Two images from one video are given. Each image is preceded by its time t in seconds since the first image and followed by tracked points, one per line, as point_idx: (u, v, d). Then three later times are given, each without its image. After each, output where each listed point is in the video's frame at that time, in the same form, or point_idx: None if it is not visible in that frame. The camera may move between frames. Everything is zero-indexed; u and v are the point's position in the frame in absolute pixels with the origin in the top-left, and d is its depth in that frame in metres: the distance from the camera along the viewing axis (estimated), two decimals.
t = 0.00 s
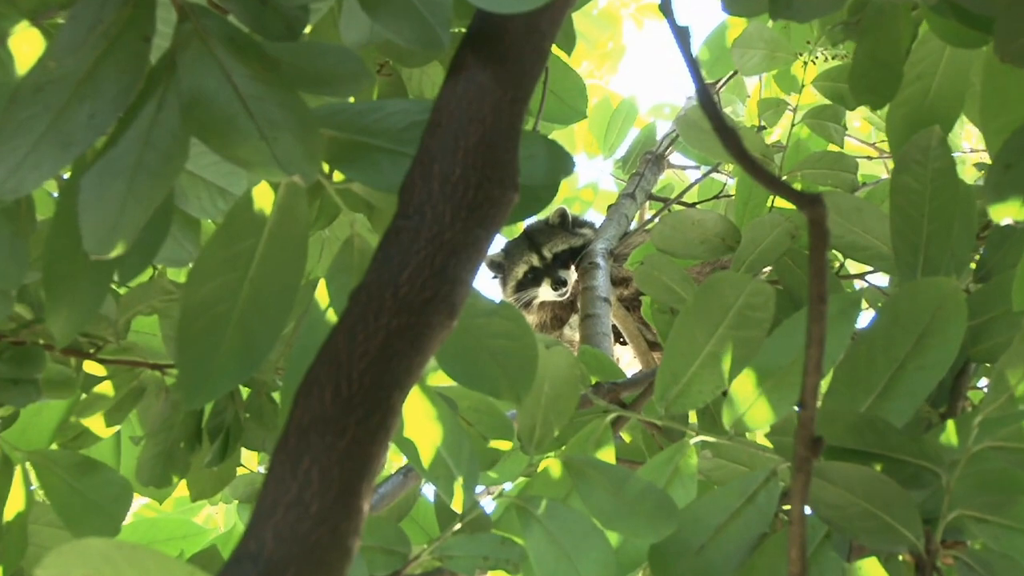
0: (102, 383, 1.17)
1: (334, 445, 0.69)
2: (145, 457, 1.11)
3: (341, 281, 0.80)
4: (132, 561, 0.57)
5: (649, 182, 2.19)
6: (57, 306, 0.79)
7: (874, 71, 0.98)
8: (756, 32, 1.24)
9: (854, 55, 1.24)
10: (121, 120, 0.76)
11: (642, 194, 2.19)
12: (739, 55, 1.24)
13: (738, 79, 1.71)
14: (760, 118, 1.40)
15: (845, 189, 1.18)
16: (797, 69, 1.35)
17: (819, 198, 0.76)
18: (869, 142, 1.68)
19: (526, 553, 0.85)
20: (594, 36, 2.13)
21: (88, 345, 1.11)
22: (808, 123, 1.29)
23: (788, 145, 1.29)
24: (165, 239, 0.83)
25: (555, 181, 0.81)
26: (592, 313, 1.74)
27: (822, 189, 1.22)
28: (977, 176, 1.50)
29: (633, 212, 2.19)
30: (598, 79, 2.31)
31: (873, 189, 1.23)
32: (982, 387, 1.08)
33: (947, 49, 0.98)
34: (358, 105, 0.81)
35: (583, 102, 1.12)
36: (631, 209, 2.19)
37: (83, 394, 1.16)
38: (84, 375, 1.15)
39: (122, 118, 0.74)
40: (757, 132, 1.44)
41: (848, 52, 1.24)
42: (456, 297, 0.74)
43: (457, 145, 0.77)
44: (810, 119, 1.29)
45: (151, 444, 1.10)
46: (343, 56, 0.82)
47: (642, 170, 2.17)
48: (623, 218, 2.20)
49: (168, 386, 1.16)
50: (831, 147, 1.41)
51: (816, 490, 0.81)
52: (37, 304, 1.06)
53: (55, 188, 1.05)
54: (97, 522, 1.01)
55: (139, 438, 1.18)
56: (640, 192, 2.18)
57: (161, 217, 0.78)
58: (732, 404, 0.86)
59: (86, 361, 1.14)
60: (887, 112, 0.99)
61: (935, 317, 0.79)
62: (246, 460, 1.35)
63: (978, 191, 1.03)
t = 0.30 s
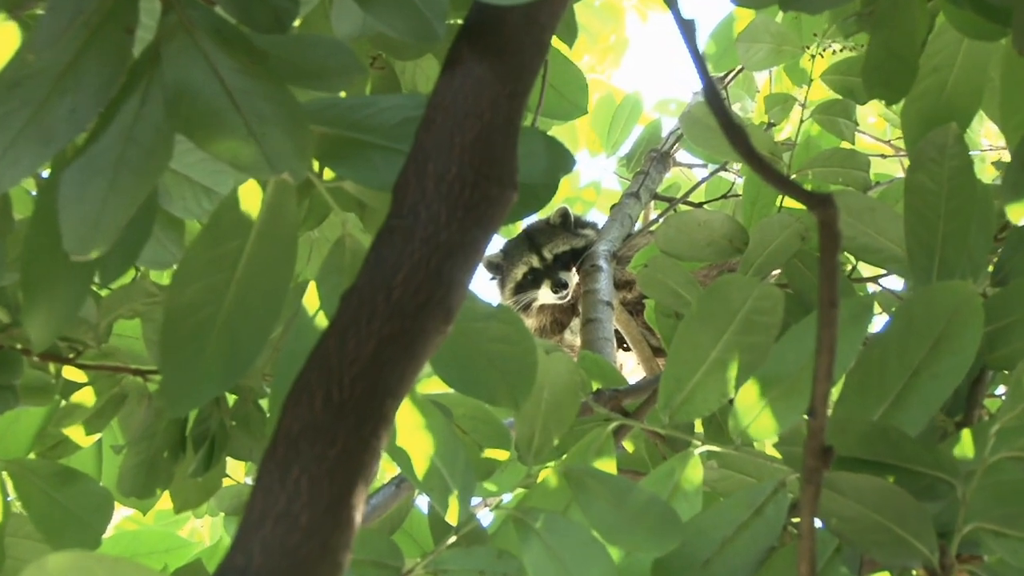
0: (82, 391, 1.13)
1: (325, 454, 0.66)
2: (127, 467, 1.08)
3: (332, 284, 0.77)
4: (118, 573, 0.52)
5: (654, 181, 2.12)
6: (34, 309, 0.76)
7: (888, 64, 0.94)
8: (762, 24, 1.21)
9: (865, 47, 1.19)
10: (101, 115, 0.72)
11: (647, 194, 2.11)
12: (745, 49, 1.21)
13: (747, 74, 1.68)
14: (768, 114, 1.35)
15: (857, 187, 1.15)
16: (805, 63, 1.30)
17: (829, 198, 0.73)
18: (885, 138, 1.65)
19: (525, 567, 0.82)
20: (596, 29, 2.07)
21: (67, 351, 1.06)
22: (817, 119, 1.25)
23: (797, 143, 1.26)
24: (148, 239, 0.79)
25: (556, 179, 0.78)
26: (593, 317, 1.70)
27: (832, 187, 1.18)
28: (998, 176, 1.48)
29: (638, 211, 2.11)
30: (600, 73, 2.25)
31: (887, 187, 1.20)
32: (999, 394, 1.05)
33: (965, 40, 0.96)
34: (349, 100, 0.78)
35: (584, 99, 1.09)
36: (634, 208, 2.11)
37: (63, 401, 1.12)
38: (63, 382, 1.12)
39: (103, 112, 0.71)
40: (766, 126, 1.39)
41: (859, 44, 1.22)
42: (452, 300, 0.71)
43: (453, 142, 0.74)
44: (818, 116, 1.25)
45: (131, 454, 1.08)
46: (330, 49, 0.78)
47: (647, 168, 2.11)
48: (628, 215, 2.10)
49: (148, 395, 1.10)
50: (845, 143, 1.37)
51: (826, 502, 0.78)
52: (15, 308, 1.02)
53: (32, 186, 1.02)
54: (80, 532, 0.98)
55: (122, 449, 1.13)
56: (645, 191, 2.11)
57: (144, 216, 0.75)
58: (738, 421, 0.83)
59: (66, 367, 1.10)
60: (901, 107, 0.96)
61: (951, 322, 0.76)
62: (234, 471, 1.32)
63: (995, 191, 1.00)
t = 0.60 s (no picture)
0: (60, 399, 1.09)
1: (313, 465, 0.63)
2: (106, 478, 1.04)
3: (321, 286, 0.74)
4: None
5: (656, 181, 2.11)
6: (10, 313, 0.72)
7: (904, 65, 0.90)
8: (774, 18, 1.19)
9: (880, 43, 1.19)
10: (81, 111, 0.69)
11: (648, 194, 2.10)
12: (756, 43, 1.19)
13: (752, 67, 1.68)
14: (780, 111, 1.33)
15: (868, 189, 1.13)
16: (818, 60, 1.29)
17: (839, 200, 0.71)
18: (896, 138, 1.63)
19: None
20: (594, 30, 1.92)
21: (45, 357, 1.03)
22: (830, 118, 1.24)
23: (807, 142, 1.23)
24: (130, 240, 0.76)
25: (556, 178, 0.75)
26: (593, 322, 1.67)
27: (841, 189, 1.16)
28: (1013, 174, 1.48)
29: (638, 212, 2.11)
30: (599, 70, 2.15)
31: (899, 190, 1.18)
32: (1014, 403, 1.02)
33: (980, 35, 0.93)
34: (340, 95, 0.75)
35: (586, 96, 1.06)
36: (635, 209, 2.11)
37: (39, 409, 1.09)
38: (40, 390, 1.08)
39: (84, 108, 0.68)
40: (774, 125, 1.37)
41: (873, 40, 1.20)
42: (446, 304, 0.68)
43: (448, 140, 0.71)
44: (830, 114, 1.23)
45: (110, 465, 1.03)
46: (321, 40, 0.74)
47: (647, 168, 2.09)
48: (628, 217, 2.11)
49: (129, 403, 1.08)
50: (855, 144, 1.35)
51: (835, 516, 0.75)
52: None
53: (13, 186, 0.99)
54: (61, 546, 0.95)
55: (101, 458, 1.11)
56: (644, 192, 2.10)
57: (126, 217, 0.72)
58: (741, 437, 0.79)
59: (43, 375, 1.07)
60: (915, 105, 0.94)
61: (965, 329, 0.73)
62: (218, 481, 1.29)
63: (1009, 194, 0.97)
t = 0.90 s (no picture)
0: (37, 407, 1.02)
1: (302, 477, 0.60)
2: (87, 490, 1.02)
3: (310, 289, 0.71)
4: None
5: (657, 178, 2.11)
6: None
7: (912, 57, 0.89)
8: (777, 9, 1.16)
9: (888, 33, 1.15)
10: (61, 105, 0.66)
11: (648, 192, 2.08)
12: (758, 35, 1.16)
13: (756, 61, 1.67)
14: (783, 105, 1.30)
15: (879, 186, 1.10)
16: (823, 51, 1.26)
17: (849, 198, 0.67)
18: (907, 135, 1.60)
19: None
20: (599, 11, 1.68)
21: (22, 363, 0.96)
22: (838, 111, 1.22)
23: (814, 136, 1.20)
24: (112, 241, 0.74)
25: (555, 176, 0.72)
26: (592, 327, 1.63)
27: (852, 185, 1.13)
28: None
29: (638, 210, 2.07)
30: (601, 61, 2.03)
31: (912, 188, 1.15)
32: None
33: (997, 28, 0.90)
34: (331, 89, 0.72)
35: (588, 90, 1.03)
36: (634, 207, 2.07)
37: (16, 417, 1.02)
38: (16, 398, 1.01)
39: (63, 103, 0.66)
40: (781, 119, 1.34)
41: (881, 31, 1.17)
42: (440, 307, 0.66)
43: (442, 135, 0.68)
44: (838, 107, 1.21)
45: (93, 477, 1.01)
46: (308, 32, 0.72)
47: (648, 164, 2.09)
48: (627, 213, 2.06)
49: (112, 412, 1.02)
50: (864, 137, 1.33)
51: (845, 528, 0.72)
52: None
53: None
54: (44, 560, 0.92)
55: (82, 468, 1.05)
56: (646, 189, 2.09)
57: (108, 216, 0.69)
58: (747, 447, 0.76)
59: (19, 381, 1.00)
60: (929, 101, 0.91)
61: (981, 333, 0.70)
62: (201, 493, 1.25)
63: None
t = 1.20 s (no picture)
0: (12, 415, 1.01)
1: (289, 488, 0.59)
2: (67, 503, 0.97)
3: (298, 294, 0.68)
4: None
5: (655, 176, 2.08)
6: None
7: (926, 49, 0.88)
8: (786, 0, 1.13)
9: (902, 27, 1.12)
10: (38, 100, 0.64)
11: (647, 191, 2.07)
12: (767, 26, 1.14)
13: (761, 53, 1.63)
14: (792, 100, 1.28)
15: (892, 186, 1.07)
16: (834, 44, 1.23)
17: (860, 198, 0.64)
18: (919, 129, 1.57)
19: None
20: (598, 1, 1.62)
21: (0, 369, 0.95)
22: (847, 107, 1.18)
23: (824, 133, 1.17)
24: (91, 242, 0.71)
25: (554, 176, 0.69)
26: (590, 332, 1.60)
27: (863, 184, 1.10)
28: None
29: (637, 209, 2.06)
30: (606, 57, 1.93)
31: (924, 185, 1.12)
32: None
33: (1015, 20, 0.87)
34: (320, 84, 0.69)
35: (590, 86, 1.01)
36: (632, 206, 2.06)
37: None
38: None
39: (41, 99, 0.63)
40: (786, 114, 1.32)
41: (895, 25, 1.14)
42: (432, 313, 0.63)
43: (435, 133, 0.65)
44: (848, 104, 1.18)
45: (72, 488, 0.97)
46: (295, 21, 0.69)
47: (648, 162, 2.07)
48: (626, 211, 2.05)
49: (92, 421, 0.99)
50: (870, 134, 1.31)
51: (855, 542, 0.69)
52: None
53: None
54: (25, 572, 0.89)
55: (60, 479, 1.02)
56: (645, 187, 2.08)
57: (87, 216, 0.67)
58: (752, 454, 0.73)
59: None
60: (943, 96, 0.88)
61: (998, 337, 0.68)
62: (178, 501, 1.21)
63: None
